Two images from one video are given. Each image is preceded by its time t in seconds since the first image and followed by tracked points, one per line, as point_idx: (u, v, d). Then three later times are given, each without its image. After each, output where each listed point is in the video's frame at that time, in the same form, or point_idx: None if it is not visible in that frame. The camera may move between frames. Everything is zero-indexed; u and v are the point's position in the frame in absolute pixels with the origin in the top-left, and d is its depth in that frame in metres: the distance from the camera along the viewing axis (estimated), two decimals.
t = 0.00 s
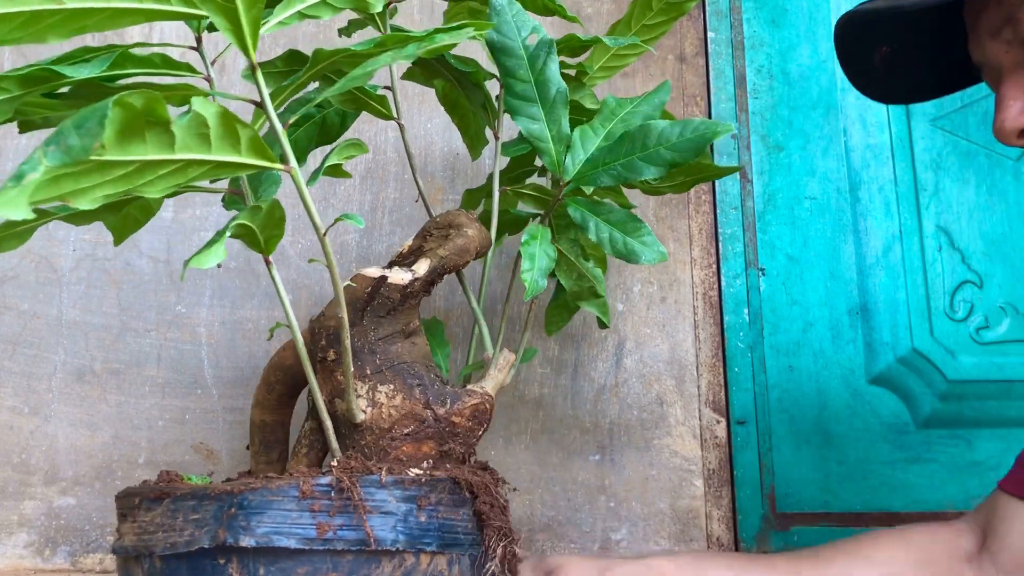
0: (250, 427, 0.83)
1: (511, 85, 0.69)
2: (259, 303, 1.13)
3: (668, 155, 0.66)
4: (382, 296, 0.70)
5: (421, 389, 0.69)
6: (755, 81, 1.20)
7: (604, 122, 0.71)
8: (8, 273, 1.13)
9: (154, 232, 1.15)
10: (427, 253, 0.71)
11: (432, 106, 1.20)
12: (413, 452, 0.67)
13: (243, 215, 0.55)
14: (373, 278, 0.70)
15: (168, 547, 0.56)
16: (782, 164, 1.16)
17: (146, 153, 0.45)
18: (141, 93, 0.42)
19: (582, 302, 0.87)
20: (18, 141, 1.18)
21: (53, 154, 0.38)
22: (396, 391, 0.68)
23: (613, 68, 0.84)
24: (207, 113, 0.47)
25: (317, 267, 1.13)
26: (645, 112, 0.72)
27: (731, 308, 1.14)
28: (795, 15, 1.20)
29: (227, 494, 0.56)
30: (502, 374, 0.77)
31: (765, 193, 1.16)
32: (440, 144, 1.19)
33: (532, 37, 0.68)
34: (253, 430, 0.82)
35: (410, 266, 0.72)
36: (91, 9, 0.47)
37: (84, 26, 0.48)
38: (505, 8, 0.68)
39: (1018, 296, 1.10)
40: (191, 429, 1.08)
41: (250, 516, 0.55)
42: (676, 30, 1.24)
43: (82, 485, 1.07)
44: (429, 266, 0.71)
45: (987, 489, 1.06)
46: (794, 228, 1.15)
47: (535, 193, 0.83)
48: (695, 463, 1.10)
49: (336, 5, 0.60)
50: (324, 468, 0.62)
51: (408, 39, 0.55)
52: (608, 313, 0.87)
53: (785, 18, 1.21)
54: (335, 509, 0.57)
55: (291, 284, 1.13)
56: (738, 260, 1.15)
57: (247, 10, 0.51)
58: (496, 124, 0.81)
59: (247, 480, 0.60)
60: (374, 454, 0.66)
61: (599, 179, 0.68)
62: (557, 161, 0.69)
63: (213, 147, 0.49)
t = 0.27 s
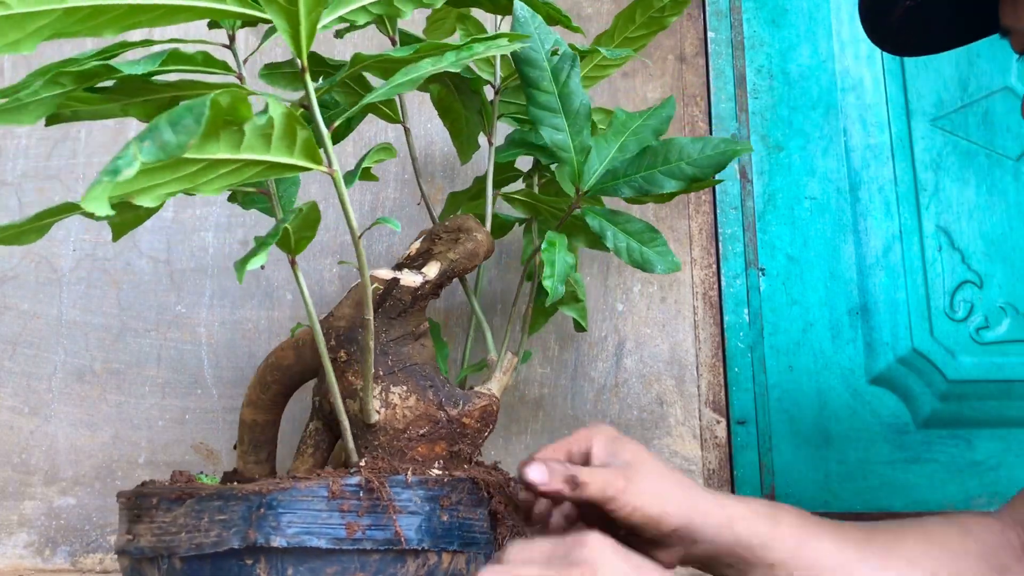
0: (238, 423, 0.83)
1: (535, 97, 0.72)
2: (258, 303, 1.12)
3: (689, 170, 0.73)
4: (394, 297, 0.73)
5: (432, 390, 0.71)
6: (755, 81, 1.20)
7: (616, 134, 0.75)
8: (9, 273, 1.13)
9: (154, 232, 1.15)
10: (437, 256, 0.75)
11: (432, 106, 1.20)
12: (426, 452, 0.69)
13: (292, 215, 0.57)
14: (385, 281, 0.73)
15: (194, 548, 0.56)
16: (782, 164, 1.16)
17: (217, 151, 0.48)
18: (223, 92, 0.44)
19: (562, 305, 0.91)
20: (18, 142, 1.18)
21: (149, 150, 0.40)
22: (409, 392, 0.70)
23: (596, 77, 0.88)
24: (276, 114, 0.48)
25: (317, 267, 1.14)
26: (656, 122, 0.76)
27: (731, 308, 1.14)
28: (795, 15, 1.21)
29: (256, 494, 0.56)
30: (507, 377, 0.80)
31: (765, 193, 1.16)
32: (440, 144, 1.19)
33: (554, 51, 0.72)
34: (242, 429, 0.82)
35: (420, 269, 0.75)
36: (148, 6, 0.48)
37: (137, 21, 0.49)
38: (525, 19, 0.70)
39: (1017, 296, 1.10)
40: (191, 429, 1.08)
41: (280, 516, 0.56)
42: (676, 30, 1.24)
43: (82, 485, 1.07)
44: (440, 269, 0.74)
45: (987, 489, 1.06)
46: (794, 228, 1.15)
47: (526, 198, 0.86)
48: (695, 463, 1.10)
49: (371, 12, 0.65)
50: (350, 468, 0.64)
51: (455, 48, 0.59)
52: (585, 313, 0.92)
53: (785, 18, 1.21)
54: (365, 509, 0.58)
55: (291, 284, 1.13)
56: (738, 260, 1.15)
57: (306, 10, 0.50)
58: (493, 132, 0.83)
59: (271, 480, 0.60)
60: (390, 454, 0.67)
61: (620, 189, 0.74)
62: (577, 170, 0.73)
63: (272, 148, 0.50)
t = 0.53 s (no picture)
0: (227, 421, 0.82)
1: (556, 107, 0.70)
2: (258, 302, 1.12)
3: (700, 183, 0.74)
4: (407, 300, 0.75)
5: (444, 391, 0.72)
6: (755, 81, 1.20)
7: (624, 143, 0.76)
8: (9, 273, 1.14)
9: (154, 232, 1.15)
10: (444, 260, 0.77)
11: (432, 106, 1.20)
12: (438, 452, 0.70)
13: (332, 224, 0.56)
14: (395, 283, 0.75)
15: (222, 545, 0.53)
16: (782, 164, 1.16)
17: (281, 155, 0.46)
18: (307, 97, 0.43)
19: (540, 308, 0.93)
20: (18, 142, 1.18)
21: (239, 154, 0.39)
22: (421, 393, 0.71)
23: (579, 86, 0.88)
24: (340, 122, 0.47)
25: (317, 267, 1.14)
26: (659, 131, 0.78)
27: (731, 308, 1.14)
28: (795, 15, 1.21)
29: (286, 493, 0.54)
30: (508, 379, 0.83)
31: (765, 193, 1.16)
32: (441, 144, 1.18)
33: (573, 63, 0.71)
34: (235, 428, 0.81)
35: (428, 272, 0.77)
36: (204, 5, 0.47)
37: (191, 19, 0.48)
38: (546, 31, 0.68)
39: (1017, 296, 1.10)
40: (191, 429, 1.08)
41: (315, 512, 0.54)
42: (676, 30, 1.24)
43: (82, 485, 1.07)
44: (448, 272, 0.77)
45: (987, 489, 1.06)
46: (794, 228, 1.15)
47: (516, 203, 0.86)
48: (695, 463, 1.10)
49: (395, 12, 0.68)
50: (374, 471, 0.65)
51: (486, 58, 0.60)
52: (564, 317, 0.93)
53: (785, 18, 1.21)
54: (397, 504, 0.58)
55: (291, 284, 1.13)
56: (738, 260, 1.15)
57: (361, 20, 0.49)
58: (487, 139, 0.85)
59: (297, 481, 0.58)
60: (403, 454, 0.69)
61: (634, 201, 0.74)
62: (594, 179, 0.72)
63: (326, 152, 0.49)
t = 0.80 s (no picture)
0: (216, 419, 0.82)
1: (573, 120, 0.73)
2: (258, 302, 1.12)
3: (710, 197, 0.77)
4: (413, 302, 0.78)
5: (455, 393, 0.73)
6: (755, 81, 1.19)
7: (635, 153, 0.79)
8: (9, 273, 1.13)
9: (154, 232, 1.15)
10: (453, 264, 0.79)
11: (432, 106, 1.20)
12: (450, 453, 0.71)
13: (393, 232, 0.68)
14: (406, 286, 0.78)
15: (248, 549, 0.57)
16: (782, 164, 1.16)
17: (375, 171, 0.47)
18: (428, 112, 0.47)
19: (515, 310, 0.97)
20: (18, 141, 1.18)
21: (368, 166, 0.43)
22: (433, 395, 0.72)
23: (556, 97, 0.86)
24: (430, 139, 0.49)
25: (317, 267, 1.13)
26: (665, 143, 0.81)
27: (731, 308, 1.14)
28: (795, 15, 1.21)
29: (318, 495, 0.58)
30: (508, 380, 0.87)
31: (765, 192, 1.16)
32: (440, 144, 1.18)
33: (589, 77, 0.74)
34: (223, 427, 0.81)
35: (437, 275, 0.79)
36: (286, 6, 0.53)
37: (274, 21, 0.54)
38: (566, 47, 0.68)
39: (1017, 296, 1.11)
40: (191, 429, 1.08)
41: (346, 516, 0.58)
42: (676, 29, 1.24)
43: (82, 485, 1.07)
44: (456, 276, 0.79)
45: (986, 488, 1.06)
46: (794, 228, 1.15)
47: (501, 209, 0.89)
48: (695, 463, 1.09)
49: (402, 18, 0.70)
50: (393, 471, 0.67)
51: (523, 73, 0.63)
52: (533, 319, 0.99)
53: (785, 18, 1.21)
54: (419, 510, 0.61)
55: (290, 284, 1.13)
56: (738, 260, 1.15)
57: (434, 30, 0.57)
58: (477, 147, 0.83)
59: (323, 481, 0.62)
60: (416, 455, 0.70)
61: (646, 212, 0.77)
62: (607, 186, 0.74)
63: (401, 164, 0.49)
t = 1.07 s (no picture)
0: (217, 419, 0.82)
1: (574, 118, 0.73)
2: (258, 302, 1.12)
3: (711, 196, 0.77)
4: (412, 304, 0.78)
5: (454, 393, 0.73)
6: (755, 81, 1.19)
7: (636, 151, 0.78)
8: (9, 273, 1.13)
9: (154, 232, 1.15)
10: (453, 263, 0.79)
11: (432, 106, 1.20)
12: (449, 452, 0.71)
13: (387, 230, 0.62)
14: (406, 285, 0.78)
15: (246, 549, 0.57)
16: (782, 164, 1.16)
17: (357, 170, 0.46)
18: (411, 112, 0.45)
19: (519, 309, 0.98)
20: (17, 142, 1.18)
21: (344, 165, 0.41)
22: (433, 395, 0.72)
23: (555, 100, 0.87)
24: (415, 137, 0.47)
25: (317, 267, 1.14)
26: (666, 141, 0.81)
27: (731, 308, 1.14)
28: (795, 15, 1.21)
29: (317, 495, 0.58)
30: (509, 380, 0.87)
31: (765, 192, 1.16)
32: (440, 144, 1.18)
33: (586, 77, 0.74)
34: (225, 427, 0.81)
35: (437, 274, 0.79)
36: (274, 7, 0.49)
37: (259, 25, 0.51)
38: (563, 46, 0.68)
39: (1017, 296, 1.11)
40: (191, 429, 1.08)
41: (344, 516, 0.59)
42: (676, 29, 1.24)
43: (82, 485, 1.07)
44: (456, 275, 0.79)
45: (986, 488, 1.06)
46: (794, 228, 1.15)
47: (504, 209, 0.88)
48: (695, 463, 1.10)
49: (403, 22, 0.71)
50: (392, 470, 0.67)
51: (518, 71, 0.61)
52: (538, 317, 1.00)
53: (785, 18, 1.21)
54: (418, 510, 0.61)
55: (291, 283, 1.13)
56: (738, 260, 1.15)
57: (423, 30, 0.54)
58: (477, 146, 0.84)
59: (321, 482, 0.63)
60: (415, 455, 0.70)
61: (646, 211, 0.77)
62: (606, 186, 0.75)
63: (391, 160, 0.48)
